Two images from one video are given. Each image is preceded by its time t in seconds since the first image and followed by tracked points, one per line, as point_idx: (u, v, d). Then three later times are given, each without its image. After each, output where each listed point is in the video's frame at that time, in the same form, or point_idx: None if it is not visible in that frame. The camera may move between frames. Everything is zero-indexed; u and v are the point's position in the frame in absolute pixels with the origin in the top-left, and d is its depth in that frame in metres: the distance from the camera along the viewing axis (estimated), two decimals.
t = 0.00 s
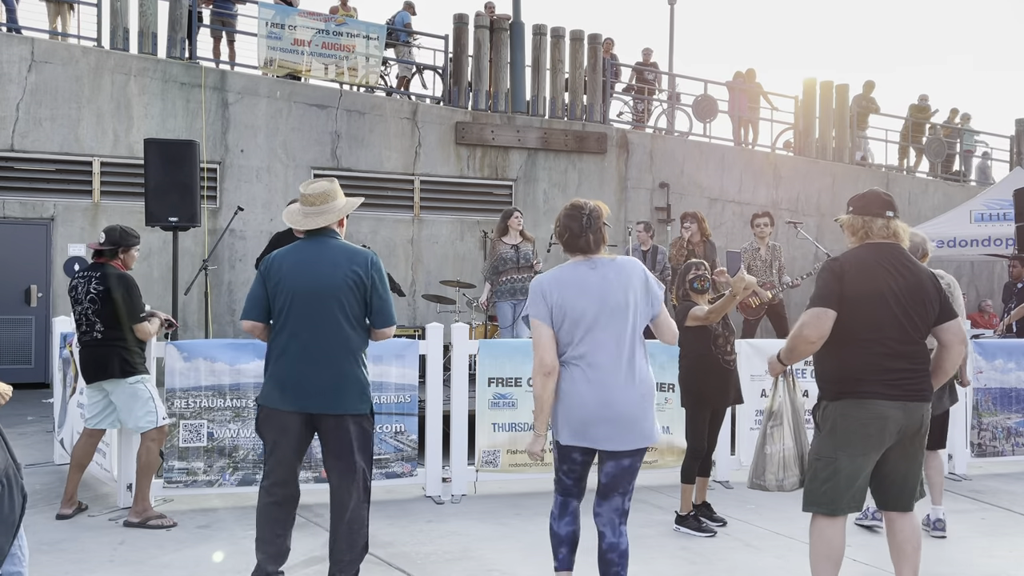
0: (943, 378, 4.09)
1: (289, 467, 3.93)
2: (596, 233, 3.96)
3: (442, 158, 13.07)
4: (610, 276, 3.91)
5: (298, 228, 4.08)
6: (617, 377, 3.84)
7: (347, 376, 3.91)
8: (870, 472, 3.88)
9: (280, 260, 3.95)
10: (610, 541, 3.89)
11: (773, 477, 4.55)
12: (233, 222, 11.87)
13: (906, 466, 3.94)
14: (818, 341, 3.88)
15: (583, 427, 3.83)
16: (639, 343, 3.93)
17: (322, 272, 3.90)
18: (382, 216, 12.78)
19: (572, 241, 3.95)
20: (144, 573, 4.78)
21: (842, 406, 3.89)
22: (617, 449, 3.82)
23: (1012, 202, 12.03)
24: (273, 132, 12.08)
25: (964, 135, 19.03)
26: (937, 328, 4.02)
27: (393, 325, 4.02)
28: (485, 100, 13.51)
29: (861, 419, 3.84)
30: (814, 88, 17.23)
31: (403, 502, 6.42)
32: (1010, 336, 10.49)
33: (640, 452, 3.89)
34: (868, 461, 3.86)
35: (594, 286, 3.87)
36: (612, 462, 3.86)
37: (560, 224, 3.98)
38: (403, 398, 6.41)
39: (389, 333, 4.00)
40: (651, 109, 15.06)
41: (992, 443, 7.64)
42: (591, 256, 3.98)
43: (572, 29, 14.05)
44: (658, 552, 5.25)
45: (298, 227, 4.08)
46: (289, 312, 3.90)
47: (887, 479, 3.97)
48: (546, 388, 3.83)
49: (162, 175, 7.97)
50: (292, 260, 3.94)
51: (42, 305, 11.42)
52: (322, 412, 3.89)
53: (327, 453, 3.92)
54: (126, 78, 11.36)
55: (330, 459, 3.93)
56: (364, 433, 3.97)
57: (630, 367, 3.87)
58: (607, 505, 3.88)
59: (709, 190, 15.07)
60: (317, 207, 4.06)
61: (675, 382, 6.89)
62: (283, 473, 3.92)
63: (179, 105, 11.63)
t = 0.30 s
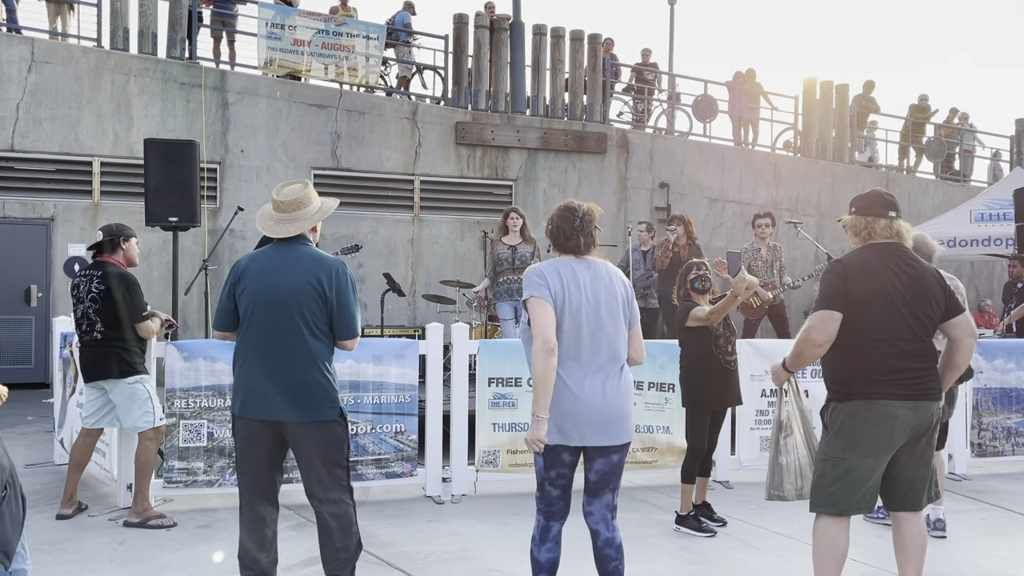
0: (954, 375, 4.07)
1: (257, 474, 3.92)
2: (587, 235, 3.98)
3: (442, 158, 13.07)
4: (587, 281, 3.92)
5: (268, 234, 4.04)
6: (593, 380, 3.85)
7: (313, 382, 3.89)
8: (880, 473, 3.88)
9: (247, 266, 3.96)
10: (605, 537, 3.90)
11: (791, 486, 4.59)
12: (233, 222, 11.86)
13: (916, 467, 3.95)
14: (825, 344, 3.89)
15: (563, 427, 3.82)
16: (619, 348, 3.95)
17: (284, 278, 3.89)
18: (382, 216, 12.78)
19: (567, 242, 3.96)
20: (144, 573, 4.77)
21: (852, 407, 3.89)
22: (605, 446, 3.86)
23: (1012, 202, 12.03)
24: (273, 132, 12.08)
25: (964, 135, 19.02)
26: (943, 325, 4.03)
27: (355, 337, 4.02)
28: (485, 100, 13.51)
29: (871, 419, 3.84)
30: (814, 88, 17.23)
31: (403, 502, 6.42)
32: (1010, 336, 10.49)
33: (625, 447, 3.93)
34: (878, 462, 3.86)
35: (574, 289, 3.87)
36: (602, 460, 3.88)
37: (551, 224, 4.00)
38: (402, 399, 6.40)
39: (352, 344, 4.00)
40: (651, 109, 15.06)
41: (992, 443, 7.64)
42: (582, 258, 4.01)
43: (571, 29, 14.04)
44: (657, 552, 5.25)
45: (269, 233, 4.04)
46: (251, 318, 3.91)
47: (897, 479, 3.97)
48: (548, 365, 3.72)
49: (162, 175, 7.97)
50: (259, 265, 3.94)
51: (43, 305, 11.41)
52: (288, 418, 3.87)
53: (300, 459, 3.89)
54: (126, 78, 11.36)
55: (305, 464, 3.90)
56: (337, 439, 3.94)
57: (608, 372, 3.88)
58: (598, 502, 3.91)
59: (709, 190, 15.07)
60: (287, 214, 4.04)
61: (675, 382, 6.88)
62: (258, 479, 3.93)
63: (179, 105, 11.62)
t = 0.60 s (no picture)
0: (948, 374, 4.05)
1: (245, 476, 3.92)
2: (577, 236, 3.95)
3: (442, 158, 13.07)
4: (572, 283, 3.89)
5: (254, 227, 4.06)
6: (572, 385, 3.86)
7: (294, 384, 3.88)
8: (867, 474, 3.87)
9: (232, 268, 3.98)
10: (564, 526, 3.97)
11: (782, 488, 4.59)
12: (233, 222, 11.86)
13: (905, 467, 3.93)
14: (810, 344, 3.90)
15: (540, 427, 3.84)
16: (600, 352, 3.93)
17: (266, 278, 3.89)
18: (382, 216, 12.78)
19: (552, 243, 3.95)
20: (144, 573, 4.77)
21: (837, 406, 3.90)
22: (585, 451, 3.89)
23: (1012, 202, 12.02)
24: (273, 132, 12.09)
25: (964, 135, 19.03)
26: (933, 324, 4.00)
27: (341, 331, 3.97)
28: (485, 100, 13.51)
29: (855, 419, 3.84)
30: (813, 88, 17.24)
31: (403, 502, 6.42)
32: (1009, 336, 10.48)
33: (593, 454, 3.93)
34: (863, 462, 3.86)
35: (558, 288, 3.86)
36: (569, 467, 3.91)
37: (542, 224, 3.98)
38: (403, 399, 6.41)
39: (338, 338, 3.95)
40: (651, 109, 15.06)
41: (992, 443, 7.64)
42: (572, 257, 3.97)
43: (572, 29, 14.05)
44: (657, 552, 5.25)
45: (254, 226, 4.06)
46: (236, 318, 3.93)
47: (887, 480, 3.96)
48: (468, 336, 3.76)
49: (162, 175, 7.97)
50: (242, 267, 3.95)
51: (42, 305, 11.42)
52: (269, 420, 3.87)
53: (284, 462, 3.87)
54: (126, 78, 11.36)
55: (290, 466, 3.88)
56: (321, 437, 3.92)
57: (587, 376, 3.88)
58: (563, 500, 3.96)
59: (709, 190, 15.07)
60: (273, 207, 4.05)
61: (675, 382, 6.88)
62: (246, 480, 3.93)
63: (179, 105, 11.63)
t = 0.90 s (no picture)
0: (931, 373, 4.07)
1: (250, 473, 3.92)
2: (578, 234, 3.96)
3: (442, 158, 13.07)
4: (566, 280, 3.90)
5: (256, 225, 4.06)
6: (572, 382, 3.87)
7: (298, 379, 3.88)
8: (841, 473, 3.87)
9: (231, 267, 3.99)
10: (589, 508, 3.97)
11: (759, 493, 4.73)
12: (233, 222, 11.86)
13: (880, 469, 3.90)
14: (782, 344, 3.94)
15: (542, 423, 3.88)
16: (598, 347, 3.91)
17: (269, 275, 3.89)
18: (382, 216, 12.78)
19: (552, 237, 3.96)
20: (144, 573, 4.77)
21: (807, 404, 3.92)
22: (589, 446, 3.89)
23: (1012, 202, 12.02)
24: (273, 132, 12.09)
25: (963, 135, 19.03)
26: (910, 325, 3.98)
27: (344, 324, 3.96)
28: (485, 100, 13.51)
29: (824, 417, 3.86)
30: (813, 88, 17.24)
31: (403, 502, 6.42)
32: (1009, 336, 10.48)
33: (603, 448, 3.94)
34: (836, 460, 3.86)
35: (552, 285, 3.89)
36: (581, 463, 3.90)
37: (546, 222, 3.99)
38: (403, 399, 6.41)
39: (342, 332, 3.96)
40: (651, 110, 15.07)
41: (991, 443, 7.64)
42: (571, 255, 3.97)
43: (572, 30, 14.04)
44: (657, 552, 5.25)
45: (256, 224, 4.06)
46: (239, 316, 3.93)
47: (865, 482, 3.93)
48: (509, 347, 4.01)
49: (162, 175, 7.97)
50: (241, 265, 3.96)
51: (43, 305, 11.42)
52: (275, 416, 3.88)
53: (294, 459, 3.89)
54: (126, 78, 11.36)
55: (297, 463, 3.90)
56: (326, 432, 3.95)
57: (587, 372, 3.88)
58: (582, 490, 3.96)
59: (709, 190, 15.07)
60: (274, 203, 4.04)
61: (675, 382, 6.88)
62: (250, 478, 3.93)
63: (179, 105, 11.63)
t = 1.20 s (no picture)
0: (914, 376, 4.04)
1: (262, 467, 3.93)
2: (584, 233, 3.98)
3: (442, 158, 13.07)
4: (577, 283, 3.93)
5: (267, 234, 4.04)
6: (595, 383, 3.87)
7: (320, 380, 3.88)
8: (825, 475, 3.86)
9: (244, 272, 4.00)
10: (618, 535, 3.90)
11: (734, 501, 4.53)
12: (233, 222, 11.87)
13: (866, 472, 3.88)
14: (763, 346, 3.96)
15: (567, 424, 3.90)
16: (620, 346, 3.88)
17: (289, 278, 3.88)
18: (382, 216, 12.78)
19: (563, 237, 4.03)
20: (144, 573, 4.78)
21: (789, 404, 3.94)
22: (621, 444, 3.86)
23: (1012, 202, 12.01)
24: (273, 132, 12.09)
25: (963, 135, 19.03)
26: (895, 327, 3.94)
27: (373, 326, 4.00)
28: (485, 100, 13.51)
29: (804, 418, 3.87)
30: (813, 88, 17.25)
31: (403, 502, 6.42)
32: (1009, 336, 10.47)
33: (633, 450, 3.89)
34: (818, 460, 3.87)
35: (567, 288, 3.94)
36: (606, 462, 3.89)
37: (562, 227, 4.04)
38: (403, 399, 6.41)
39: (371, 334, 4.01)
40: (651, 110, 15.07)
41: (992, 443, 7.63)
42: (586, 256, 4.00)
43: (572, 30, 14.05)
44: (657, 552, 5.25)
45: (269, 234, 4.04)
46: (259, 320, 3.91)
47: (852, 482, 3.91)
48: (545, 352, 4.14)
49: (162, 176, 7.97)
50: (253, 269, 3.96)
51: (43, 305, 11.42)
52: (299, 417, 3.87)
53: (309, 461, 3.90)
54: (126, 79, 11.37)
55: (309, 466, 3.91)
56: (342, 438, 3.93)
57: (609, 372, 3.86)
58: (609, 502, 3.90)
59: (709, 190, 15.07)
60: (285, 210, 4.03)
61: (675, 382, 6.89)
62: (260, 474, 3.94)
63: (179, 105, 11.63)
